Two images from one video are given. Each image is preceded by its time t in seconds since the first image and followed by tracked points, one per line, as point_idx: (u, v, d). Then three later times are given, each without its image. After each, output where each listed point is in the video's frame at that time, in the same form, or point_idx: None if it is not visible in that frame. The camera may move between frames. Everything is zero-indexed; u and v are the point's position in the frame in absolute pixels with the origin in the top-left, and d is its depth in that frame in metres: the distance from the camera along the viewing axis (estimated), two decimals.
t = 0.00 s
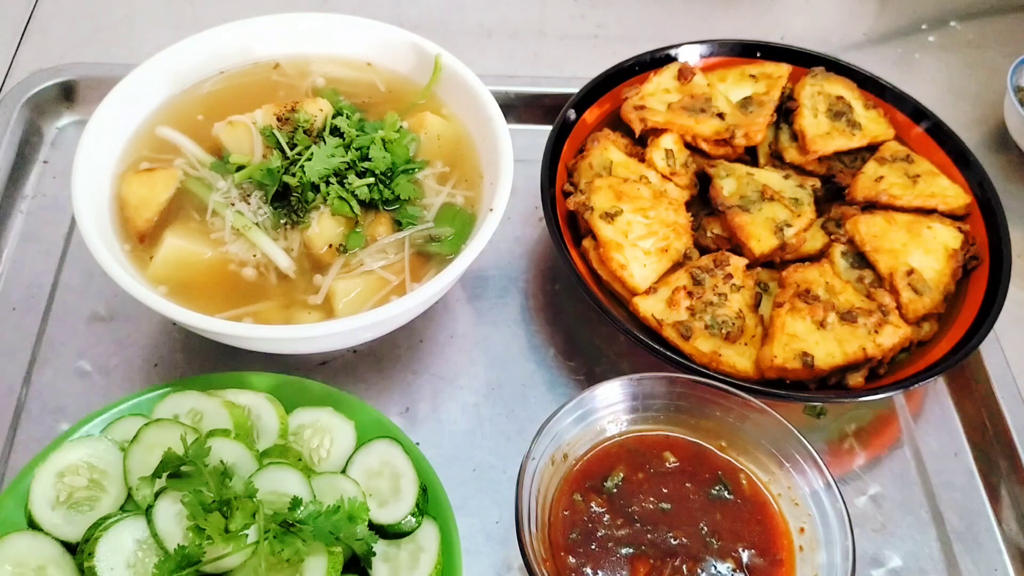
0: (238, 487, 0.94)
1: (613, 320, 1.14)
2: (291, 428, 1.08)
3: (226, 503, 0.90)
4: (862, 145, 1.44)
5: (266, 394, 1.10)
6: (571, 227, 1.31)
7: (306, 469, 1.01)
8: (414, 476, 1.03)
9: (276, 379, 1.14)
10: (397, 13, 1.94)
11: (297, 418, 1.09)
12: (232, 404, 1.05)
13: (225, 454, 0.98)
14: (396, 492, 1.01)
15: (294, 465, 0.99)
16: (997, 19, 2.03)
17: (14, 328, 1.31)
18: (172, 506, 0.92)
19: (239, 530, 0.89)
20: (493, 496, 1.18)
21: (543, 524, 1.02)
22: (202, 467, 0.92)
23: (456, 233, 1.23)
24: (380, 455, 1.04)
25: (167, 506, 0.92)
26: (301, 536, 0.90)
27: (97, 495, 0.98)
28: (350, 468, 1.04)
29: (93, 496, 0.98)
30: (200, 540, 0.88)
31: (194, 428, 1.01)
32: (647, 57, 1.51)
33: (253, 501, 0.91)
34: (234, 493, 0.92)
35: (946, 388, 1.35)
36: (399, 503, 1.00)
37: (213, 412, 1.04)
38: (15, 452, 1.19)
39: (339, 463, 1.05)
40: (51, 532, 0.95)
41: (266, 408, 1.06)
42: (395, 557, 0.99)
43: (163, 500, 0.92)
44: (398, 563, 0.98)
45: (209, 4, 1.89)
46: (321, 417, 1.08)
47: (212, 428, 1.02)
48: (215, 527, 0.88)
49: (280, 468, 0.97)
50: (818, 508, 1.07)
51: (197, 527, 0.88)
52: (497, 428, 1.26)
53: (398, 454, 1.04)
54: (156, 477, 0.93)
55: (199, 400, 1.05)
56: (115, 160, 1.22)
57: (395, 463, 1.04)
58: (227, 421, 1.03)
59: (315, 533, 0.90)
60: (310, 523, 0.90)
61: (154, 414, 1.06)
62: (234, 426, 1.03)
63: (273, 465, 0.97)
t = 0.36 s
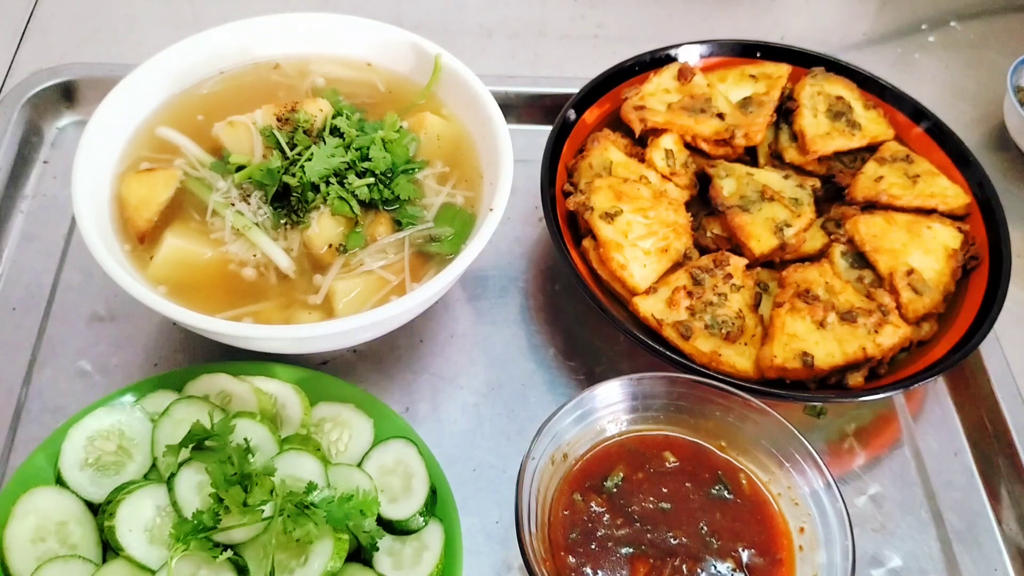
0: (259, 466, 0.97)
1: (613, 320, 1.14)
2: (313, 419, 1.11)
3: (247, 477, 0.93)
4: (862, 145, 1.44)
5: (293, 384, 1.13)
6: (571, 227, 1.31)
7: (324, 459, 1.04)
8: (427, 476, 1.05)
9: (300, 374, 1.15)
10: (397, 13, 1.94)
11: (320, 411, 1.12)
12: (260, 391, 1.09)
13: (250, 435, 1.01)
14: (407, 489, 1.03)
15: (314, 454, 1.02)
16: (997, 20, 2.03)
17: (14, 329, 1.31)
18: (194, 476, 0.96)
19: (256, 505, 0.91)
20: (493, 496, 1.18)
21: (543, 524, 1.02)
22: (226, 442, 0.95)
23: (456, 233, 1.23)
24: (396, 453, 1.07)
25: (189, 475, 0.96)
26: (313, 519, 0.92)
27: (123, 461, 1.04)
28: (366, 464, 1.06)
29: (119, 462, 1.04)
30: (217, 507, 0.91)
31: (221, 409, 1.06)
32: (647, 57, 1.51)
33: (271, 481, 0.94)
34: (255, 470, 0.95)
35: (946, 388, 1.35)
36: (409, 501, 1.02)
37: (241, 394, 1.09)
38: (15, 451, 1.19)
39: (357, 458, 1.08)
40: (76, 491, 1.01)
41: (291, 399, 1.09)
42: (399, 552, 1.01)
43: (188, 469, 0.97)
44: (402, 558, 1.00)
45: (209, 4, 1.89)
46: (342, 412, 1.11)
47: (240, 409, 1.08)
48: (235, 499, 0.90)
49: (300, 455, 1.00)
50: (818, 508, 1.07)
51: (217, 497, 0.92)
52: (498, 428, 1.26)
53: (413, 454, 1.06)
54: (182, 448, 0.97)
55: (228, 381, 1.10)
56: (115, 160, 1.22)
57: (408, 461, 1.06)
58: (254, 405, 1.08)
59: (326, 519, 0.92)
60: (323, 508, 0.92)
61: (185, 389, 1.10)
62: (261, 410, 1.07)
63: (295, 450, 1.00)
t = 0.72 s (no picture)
0: (277, 454, 0.97)
1: (613, 320, 1.14)
2: (338, 405, 1.14)
3: (263, 466, 0.93)
4: (862, 145, 1.44)
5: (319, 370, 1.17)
6: (571, 227, 1.31)
7: (346, 445, 1.06)
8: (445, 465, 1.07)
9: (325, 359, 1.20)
10: (397, 13, 1.94)
11: (345, 397, 1.15)
12: (287, 376, 1.12)
13: (272, 422, 1.03)
14: (425, 477, 1.06)
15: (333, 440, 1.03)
16: (997, 19, 2.03)
17: (14, 329, 1.31)
18: (216, 463, 0.98)
19: (271, 492, 0.91)
20: (493, 496, 1.18)
21: (543, 524, 1.02)
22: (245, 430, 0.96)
23: (456, 233, 1.23)
24: (416, 440, 1.09)
25: (211, 462, 0.97)
26: (326, 506, 0.92)
27: (152, 446, 1.06)
28: (387, 450, 1.08)
29: (148, 446, 1.06)
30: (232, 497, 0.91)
31: (248, 395, 1.09)
32: (647, 57, 1.51)
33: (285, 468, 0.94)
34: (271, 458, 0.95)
35: (946, 388, 1.36)
36: (426, 488, 1.04)
37: (268, 379, 1.12)
38: (14, 452, 1.19)
39: (378, 444, 1.10)
40: (107, 474, 1.04)
41: (318, 386, 1.13)
42: (416, 539, 1.03)
43: (210, 456, 0.98)
44: (417, 545, 1.02)
45: (209, 4, 1.89)
46: (366, 398, 1.14)
47: (267, 395, 1.10)
48: (249, 487, 0.90)
49: (319, 442, 1.01)
50: (818, 508, 1.07)
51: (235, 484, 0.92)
52: (498, 428, 1.26)
53: (432, 441, 1.09)
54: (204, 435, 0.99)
55: (257, 366, 1.13)
56: (115, 160, 1.22)
57: (427, 448, 1.08)
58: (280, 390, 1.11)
59: (341, 506, 0.92)
60: (337, 496, 0.92)
61: (216, 374, 1.13)
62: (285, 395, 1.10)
63: (313, 438, 1.01)
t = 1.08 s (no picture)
0: (278, 442, 0.97)
1: (614, 320, 1.14)
2: (338, 394, 1.14)
3: (263, 456, 0.93)
4: (862, 145, 1.44)
5: (319, 359, 1.16)
6: (571, 227, 1.31)
7: (346, 434, 1.07)
8: (445, 452, 1.07)
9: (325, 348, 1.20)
10: (397, 13, 1.94)
11: (345, 386, 1.15)
12: (287, 365, 1.13)
13: (273, 412, 1.03)
14: (425, 465, 1.06)
15: (333, 429, 1.04)
16: (997, 19, 2.03)
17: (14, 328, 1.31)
18: (217, 453, 0.97)
19: (271, 482, 0.91)
20: (493, 495, 1.18)
21: (543, 524, 1.02)
22: (246, 421, 0.96)
23: (456, 233, 1.23)
24: (416, 429, 1.09)
25: (212, 453, 0.97)
26: (326, 496, 0.92)
27: (155, 437, 1.07)
28: (387, 439, 1.09)
29: (151, 437, 1.07)
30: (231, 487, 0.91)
31: (248, 385, 1.10)
32: (647, 57, 1.51)
33: (285, 458, 0.94)
34: (271, 449, 0.95)
35: (946, 388, 1.35)
36: (426, 476, 1.04)
37: (269, 369, 1.12)
38: (14, 451, 1.19)
39: (380, 432, 1.10)
40: (110, 466, 1.04)
41: (318, 374, 1.12)
42: (416, 527, 1.02)
43: (211, 446, 0.98)
44: (418, 533, 1.02)
45: (209, 4, 1.89)
46: (366, 387, 1.14)
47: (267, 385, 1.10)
48: (249, 478, 0.90)
49: (319, 431, 1.01)
50: (818, 508, 1.07)
51: (235, 475, 0.92)
52: (498, 428, 1.26)
53: (432, 430, 1.09)
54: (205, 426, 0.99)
55: (257, 357, 1.13)
56: (115, 160, 1.22)
57: (427, 436, 1.09)
58: (280, 381, 1.11)
59: (340, 495, 0.92)
60: (337, 485, 0.92)
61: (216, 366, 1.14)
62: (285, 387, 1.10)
63: (314, 427, 1.01)
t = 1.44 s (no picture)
0: (278, 442, 0.97)
1: (614, 320, 1.14)
2: (338, 394, 1.14)
3: (264, 457, 0.93)
4: (862, 145, 1.44)
5: (319, 359, 1.16)
6: (571, 227, 1.31)
7: (347, 434, 1.07)
8: (445, 453, 1.07)
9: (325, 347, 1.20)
10: (397, 13, 1.94)
11: (345, 386, 1.15)
12: (288, 366, 1.12)
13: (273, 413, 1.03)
14: (425, 465, 1.06)
15: (333, 430, 1.04)
16: (997, 19, 2.03)
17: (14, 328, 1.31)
18: (217, 453, 0.97)
19: (271, 483, 0.91)
20: (493, 496, 1.18)
21: (543, 524, 1.02)
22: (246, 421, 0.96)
23: (456, 237, 1.24)
24: (416, 429, 1.09)
25: (212, 453, 0.97)
26: (326, 496, 0.92)
27: (155, 437, 1.06)
28: (387, 439, 1.09)
29: (151, 437, 1.06)
30: (231, 488, 0.91)
31: (249, 385, 1.10)
32: (647, 57, 1.51)
33: (285, 458, 0.94)
34: (272, 449, 0.95)
35: (946, 388, 1.35)
36: (427, 476, 1.04)
37: (269, 369, 1.12)
38: (15, 451, 1.19)
39: (380, 432, 1.10)
40: (110, 466, 1.04)
41: (319, 374, 1.12)
42: (416, 528, 1.02)
43: (211, 446, 0.98)
44: (418, 533, 1.02)
45: (209, 4, 1.89)
46: (366, 387, 1.15)
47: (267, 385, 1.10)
48: (250, 478, 0.90)
49: (319, 431, 1.01)
50: (819, 508, 1.07)
51: (236, 475, 0.92)
52: (498, 428, 1.26)
53: (432, 430, 1.09)
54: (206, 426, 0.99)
55: (257, 357, 1.13)
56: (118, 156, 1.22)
57: (427, 436, 1.09)
58: (280, 381, 1.11)
59: (341, 495, 0.92)
60: (337, 486, 0.92)
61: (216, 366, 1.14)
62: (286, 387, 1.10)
63: (314, 427, 1.01)
